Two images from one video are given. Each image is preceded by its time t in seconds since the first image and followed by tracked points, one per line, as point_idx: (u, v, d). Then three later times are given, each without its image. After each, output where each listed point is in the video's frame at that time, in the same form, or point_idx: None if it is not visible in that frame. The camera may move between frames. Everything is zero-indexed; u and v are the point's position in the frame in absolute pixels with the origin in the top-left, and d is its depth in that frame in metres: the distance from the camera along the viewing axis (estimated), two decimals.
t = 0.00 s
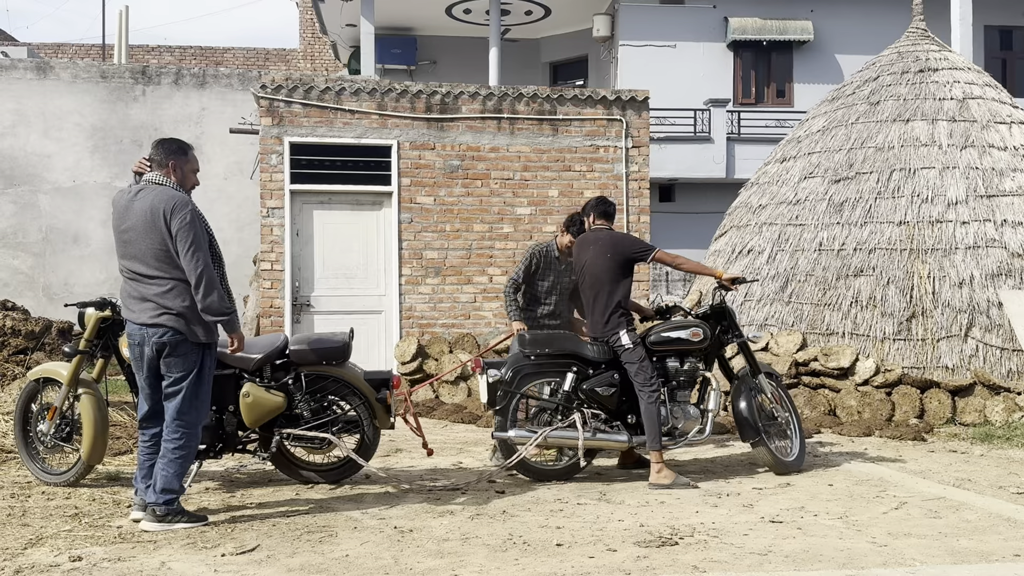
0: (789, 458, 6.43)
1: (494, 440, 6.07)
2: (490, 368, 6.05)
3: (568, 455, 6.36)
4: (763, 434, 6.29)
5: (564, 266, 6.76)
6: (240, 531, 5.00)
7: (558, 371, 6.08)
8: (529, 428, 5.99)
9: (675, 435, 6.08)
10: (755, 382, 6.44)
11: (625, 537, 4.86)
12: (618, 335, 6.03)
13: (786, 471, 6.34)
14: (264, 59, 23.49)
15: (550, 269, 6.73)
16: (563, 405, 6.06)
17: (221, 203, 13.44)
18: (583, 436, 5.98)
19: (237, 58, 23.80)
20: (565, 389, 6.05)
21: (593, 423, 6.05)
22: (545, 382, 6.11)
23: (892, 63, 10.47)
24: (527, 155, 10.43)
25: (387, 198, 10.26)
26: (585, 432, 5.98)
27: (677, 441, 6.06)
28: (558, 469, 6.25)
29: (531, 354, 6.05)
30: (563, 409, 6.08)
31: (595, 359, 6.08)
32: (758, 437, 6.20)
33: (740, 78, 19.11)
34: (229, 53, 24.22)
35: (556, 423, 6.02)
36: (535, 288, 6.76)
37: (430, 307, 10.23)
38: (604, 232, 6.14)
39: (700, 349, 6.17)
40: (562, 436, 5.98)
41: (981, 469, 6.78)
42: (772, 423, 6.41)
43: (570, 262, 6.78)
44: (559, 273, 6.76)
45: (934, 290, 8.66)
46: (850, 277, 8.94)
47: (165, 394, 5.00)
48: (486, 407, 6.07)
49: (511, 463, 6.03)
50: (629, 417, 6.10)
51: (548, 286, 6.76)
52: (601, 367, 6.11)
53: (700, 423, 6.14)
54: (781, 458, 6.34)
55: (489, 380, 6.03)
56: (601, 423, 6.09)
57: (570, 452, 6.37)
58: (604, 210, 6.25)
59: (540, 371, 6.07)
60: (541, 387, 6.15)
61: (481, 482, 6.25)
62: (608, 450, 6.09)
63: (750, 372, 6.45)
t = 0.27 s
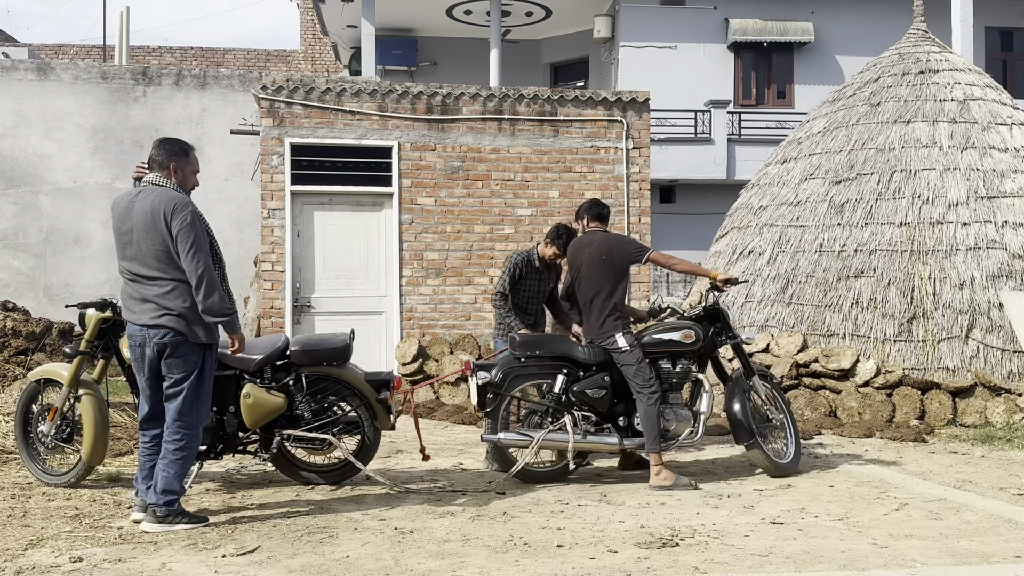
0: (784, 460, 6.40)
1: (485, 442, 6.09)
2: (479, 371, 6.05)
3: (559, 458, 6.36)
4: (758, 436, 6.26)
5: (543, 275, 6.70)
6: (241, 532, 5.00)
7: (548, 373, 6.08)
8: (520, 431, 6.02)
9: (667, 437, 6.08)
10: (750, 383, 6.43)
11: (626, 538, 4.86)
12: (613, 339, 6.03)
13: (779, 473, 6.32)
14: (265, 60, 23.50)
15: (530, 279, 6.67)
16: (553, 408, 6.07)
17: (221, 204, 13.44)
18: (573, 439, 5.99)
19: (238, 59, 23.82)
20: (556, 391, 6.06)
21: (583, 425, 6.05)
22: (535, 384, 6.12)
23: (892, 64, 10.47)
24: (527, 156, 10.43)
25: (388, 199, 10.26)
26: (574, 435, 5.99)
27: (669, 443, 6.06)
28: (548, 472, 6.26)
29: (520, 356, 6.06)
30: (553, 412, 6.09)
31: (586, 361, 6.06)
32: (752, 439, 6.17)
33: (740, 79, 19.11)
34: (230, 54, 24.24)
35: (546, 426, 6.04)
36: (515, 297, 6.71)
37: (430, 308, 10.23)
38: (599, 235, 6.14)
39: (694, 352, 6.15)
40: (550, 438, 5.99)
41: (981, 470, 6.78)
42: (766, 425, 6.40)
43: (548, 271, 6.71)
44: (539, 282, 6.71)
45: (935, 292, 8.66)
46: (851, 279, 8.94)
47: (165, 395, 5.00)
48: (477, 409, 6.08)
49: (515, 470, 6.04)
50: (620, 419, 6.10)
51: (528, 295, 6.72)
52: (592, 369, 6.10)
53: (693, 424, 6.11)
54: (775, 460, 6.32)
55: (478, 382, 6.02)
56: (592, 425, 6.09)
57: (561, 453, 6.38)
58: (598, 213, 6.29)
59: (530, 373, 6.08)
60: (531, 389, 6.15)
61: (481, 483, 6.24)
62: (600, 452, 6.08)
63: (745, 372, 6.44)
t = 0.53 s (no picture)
0: (783, 461, 6.41)
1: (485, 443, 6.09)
2: (478, 374, 6.02)
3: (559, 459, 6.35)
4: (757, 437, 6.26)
5: (526, 272, 6.72)
6: (241, 533, 5.00)
7: (548, 375, 6.08)
8: (521, 432, 6.03)
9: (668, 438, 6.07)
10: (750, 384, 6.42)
11: (626, 539, 4.86)
12: (616, 340, 6.00)
13: (777, 474, 6.31)
14: (265, 61, 23.50)
15: (514, 278, 6.67)
16: (554, 410, 6.07)
17: (221, 205, 13.44)
18: (573, 441, 5.98)
19: (237, 60, 23.84)
20: (556, 393, 6.06)
21: (583, 427, 6.05)
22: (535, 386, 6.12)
23: (892, 65, 10.47)
24: (527, 157, 10.43)
25: (387, 199, 10.27)
26: (574, 437, 5.99)
27: (670, 445, 6.05)
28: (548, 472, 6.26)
29: (520, 358, 6.07)
30: (553, 413, 6.08)
31: (586, 363, 6.05)
32: (752, 441, 6.17)
33: (740, 79, 19.11)
34: (230, 54, 24.25)
35: (546, 428, 6.03)
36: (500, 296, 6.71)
37: (430, 308, 10.23)
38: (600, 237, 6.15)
39: (694, 352, 6.16)
40: (550, 440, 5.99)
41: (981, 471, 6.78)
42: (766, 426, 6.39)
43: (530, 268, 6.72)
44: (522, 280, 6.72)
45: (934, 292, 8.66)
46: (850, 279, 8.94)
47: (165, 396, 5.01)
48: (477, 411, 6.08)
49: (516, 472, 6.04)
50: (621, 420, 6.09)
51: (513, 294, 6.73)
52: (591, 371, 6.11)
53: (693, 425, 6.10)
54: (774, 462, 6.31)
55: (478, 384, 6.01)
56: (592, 427, 6.09)
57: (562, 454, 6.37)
58: (596, 215, 6.30)
59: (529, 375, 6.08)
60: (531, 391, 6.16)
61: (481, 484, 6.24)
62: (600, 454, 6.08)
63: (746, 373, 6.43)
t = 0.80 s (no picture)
0: (782, 462, 6.40)
1: (484, 444, 6.09)
2: (479, 374, 6.01)
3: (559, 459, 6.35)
4: (758, 437, 6.26)
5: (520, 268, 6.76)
6: (240, 533, 5.00)
7: (549, 375, 6.08)
8: (522, 434, 6.02)
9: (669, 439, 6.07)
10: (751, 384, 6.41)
11: (625, 539, 4.86)
12: (623, 339, 5.99)
13: (775, 474, 6.32)
14: (264, 61, 23.51)
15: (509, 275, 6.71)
16: (554, 410, 6.06)
17: (220, 205, 13.44)
18: (573, 442, 5.98)
19: (237, 59, 23.85)
20: (557, 394, 6.05)
21: (584, 429, 6.05)
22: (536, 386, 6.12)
23: (891, 65, 10.47)
24: (526, 157, 10.43)
25: (386, 199, 10.26)
26: (574, 438, 5.99)
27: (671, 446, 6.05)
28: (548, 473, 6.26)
29: (522, 358, 6.06)
30: (554, 414, 6.08)
31: (587, 364, 6.05)
32: (751, 441, 6.17)
33: (739, 79, 19.10)
34: (229, 54, 24.24)
35: (546, 428, 6.03)
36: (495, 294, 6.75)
37: (429, 309, 10.22)
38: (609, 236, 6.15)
39: (695, 353, 6.15)
40: (550, 441, 5.98)
41: (980, 472, 6.78)
42: (766, 426, 6.39)
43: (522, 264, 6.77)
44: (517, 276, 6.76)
45: (933, 293, 8.66)
46: (849, 280, 8.94)
47: (162, 396, 4.99)
48: (477, 412, 6.08)
49: (516, 473, 6.03)
50: (621, 421, 6.09)
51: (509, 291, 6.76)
52: (593, 371, 6.10)
53: (694, 427, 6.10)
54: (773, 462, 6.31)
55: (478, 385, 6.00)
56: (592, 428, 6.09)
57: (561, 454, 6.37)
58: (602, 216, 6.32)
59: (530, 375, 6.08)
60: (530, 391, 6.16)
61: (481, 484, 6.24)
62: (599, 455, 6.08)
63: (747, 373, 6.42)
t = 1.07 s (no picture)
0: (782, 461, 6.40)
1: (483, 444, 6.09)
2: (478, 374, 6.01)
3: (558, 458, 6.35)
4: (758, 437, 6.26)
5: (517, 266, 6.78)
6: (239, 532, 4.99)
7: (549, 375, 6.08)
8: (521, 434, 6.01)
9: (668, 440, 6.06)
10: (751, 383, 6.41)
11: (624, 538, 4.86)
12: (621, 339, 5.99)
13: (775, 474, 6.31)
14: (263, 60, 23.51)
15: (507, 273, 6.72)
16: (554, 411, 6.06)
17: (219, 204, 13.43)
18: (573, 442, 5.97)
19: (236, 59, 23.85)
20: (556, 394, 6.05)
21: (583, 429, 6.05)
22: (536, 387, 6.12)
23: (890, 64, 10.47)
24: (525, 156, 10.43)
25: (385, 199, 10.26)
26: (574, 438, 5.98)
27: (670, 447, 6.05)
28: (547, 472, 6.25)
29: (522, 358, 6.06)
30: (553, 415, 6.07)
31: (587, 364, 6.05)
32: (752, 441, 6.17)
33: (738, 79, 19.11)
34: (228, 53, 24.24)
35: (546, 429, 6.03)
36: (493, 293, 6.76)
37: (428, 308, 10.22)
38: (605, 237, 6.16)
39: (696, 353, 6.14)
40: (549, 442, 5.97)
41: (979, 471, 6.78)
42: (766, 425, 6.39)
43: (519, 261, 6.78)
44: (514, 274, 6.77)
45: (932, 292, 8.66)
46: (848, 279, 8.94)
47: (159, 395, 4.98)
48: (476, 412, 6.08)
49: (516, 473, 6.02)
50: (621, 422, 6.08)
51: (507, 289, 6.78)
52: (593, 372, 6.09)
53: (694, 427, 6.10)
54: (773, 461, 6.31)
55: (478, 385, 6.01)
56: (591, 428, 6.08)
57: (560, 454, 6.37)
58: (600, 220, 6.35)
59: (530, 375, 6.08)
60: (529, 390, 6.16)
61: (479, 483, 6.24)
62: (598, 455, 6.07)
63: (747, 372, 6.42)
